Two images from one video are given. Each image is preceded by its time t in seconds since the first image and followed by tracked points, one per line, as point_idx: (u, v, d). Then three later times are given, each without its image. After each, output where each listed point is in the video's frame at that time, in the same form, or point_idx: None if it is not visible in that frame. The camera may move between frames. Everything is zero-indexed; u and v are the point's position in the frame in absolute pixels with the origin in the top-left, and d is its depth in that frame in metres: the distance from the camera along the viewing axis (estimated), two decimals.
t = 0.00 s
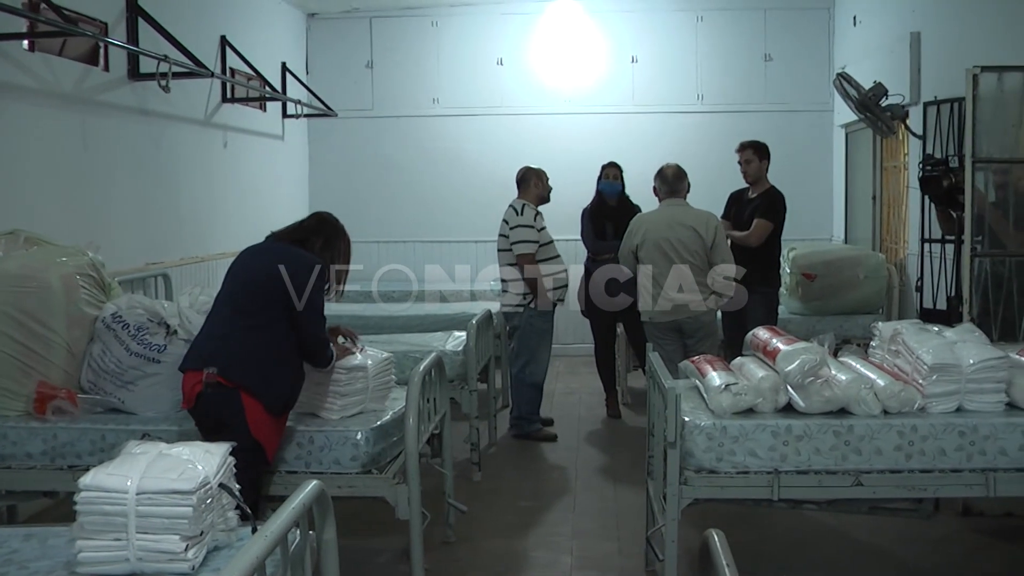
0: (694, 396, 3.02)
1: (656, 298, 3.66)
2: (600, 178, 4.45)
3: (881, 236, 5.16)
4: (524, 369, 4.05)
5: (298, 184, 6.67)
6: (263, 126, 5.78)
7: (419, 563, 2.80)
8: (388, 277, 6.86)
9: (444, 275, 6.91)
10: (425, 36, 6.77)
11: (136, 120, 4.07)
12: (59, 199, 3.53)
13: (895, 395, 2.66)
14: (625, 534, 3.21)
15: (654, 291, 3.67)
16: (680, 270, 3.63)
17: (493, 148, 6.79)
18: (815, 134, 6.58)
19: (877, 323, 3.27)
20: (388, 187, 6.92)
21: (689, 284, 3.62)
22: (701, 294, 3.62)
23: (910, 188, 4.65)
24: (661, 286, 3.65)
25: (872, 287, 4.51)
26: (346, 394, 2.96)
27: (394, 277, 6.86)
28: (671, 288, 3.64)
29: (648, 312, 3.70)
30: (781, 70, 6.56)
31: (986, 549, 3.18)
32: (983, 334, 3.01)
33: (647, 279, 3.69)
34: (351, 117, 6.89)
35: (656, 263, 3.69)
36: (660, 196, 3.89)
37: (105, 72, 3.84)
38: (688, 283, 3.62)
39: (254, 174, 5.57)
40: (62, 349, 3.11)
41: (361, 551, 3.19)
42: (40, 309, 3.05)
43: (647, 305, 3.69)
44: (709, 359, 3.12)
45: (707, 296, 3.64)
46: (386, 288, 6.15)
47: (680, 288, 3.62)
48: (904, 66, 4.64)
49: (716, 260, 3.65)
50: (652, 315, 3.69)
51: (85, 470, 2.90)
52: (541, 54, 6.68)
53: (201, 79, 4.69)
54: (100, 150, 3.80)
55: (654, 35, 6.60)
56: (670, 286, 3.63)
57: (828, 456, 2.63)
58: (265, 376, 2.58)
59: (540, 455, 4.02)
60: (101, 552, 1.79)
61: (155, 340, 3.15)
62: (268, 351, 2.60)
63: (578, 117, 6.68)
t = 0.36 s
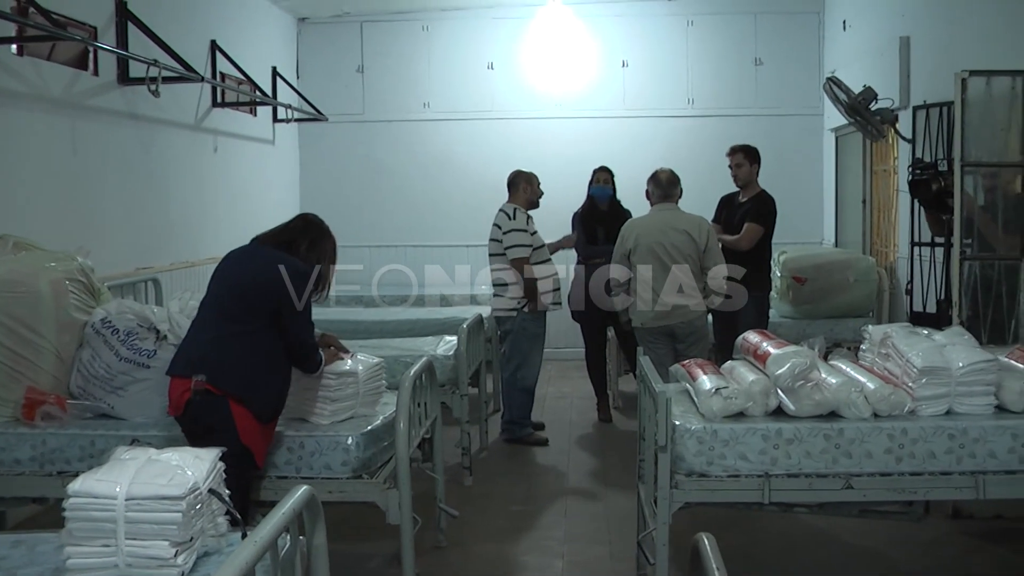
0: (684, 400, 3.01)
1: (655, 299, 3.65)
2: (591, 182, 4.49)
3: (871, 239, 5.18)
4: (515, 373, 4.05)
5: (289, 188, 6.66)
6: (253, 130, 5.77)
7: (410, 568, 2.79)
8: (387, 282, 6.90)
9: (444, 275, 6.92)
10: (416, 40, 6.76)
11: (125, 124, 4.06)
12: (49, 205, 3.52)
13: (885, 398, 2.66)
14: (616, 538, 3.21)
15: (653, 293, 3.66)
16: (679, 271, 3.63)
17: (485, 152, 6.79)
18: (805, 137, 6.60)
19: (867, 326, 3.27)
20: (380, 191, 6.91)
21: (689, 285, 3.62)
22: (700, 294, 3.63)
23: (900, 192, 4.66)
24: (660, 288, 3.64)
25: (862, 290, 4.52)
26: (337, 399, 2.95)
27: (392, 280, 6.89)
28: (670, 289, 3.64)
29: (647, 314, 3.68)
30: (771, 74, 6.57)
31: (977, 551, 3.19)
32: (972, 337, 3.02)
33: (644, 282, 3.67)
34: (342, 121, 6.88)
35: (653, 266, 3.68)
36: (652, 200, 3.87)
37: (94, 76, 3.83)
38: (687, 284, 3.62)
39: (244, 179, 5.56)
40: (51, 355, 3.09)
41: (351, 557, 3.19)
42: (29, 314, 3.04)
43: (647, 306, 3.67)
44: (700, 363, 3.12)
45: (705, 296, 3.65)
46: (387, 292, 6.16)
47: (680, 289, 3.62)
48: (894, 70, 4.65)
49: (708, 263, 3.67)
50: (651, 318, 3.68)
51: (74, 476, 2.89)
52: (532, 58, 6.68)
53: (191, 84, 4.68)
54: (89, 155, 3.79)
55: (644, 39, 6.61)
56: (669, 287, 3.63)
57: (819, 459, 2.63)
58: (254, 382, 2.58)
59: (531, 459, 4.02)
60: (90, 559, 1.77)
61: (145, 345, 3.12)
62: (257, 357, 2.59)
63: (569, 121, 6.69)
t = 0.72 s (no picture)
0: (674, 401, 3.01)
1: (657, 298, 3.64)
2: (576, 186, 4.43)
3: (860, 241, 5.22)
4: (505, 375, 4.05)
5: (278, 190, 6.65)
6: (242, 132, 5.76)
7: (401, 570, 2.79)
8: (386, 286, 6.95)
9: (443, 273, 6.94)
10: (405, 42, 6.76)
11: (114, 127, 4.05)
12: (38, 207, 3.51)
13: (874, 399, 2.66)
14: (607, 539, 3.21)
15: (653, 293, 3.64)
16: (681, 271, 3.64)
17: (475, 153, 6.79)
18: (794, 138, 6.62)
19: (856, 327, 3.26)
20: (371, 193, 6.91)
21: (689, 285, 3.65)
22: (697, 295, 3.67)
23: (888, 192, 4.68)
24: (662, 288, 3.64)
25: (851, 291, 4.53)
26: (325, 402, 2.94)
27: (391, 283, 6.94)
28: (671, 289, 3.64)
29: (647, 313, 3.67)
30: (760, 76, 6.59)
31: (965, 551, 3.20)
32: (960, 337, 3.02)
33: (647, 281, 3.64)
34: (331, 122, 6.88)
35: (655, 265, 3.66)
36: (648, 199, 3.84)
37: (82, 78, 3.82)
38: (688, 284, 3.64)
39: (232, 180, 5.55)
40: (39, 358, 3.09)
41: (341, 559, 3.18)
42: (17, 317, 3.04)
43: (647, 305, 3.66)
44: (689, 364, 3.12)
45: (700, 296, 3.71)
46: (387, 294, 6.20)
47: (681, 289, 3.63)
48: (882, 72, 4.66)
49: (704, 264, 3.71)
50: (650, 317, 3.67)
51: (62, 479, 2.87)
52: (521, 60, 6.69)
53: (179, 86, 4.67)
54: (77, 157, 3.78)
55: (633, 41, 6.61)
56: (671, 287, 3.63)
57: (808, 460, 2.63)
58: (237, 387, 2.57)
59: (522, 461, 4.02)
60: (78, 562, 1.77)
61: (134, 348, 3.13)
62: (242, 361, 2.60)
63: (560, 123, 6.69)
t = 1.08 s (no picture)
0: (659, 403, 3.01)
1: (659, 299, 3.66)
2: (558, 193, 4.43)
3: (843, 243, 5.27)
4: (489, 377, 4.05)
5: (262, 193, 6.63)
6: (226, 134, 5.74)
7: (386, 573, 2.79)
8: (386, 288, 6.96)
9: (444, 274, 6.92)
10: (390, 44, 6.75)
11: (98, 129, 4.04)
12: (21, 210, 3.49)
13: (858, 401, 2.66)
14: (592, 541, 3.21)
15: (654, 294, 3.66)
16: (683, 272, 3.67)
17: (462, 155, 6.79)
18: (779, 141, 6.64)
19: (841, 329, 3.25)
20: (358, 195, 6.89)
21: (689, 285, 3.70)
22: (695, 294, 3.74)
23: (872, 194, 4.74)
24: (665, 288, 3.66)
25: (835, 294, 4.56)
26: (310, 406, 2.93)
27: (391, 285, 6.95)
28: (671, 291, 3.67)
29: (647, 313, 3.68)
30: (744, 78, 6.61)
31: (949, 553, 3.21)
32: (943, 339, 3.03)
33: (650, 282, 3.65)
34: (316, 125, 6.86)
35: (658, 267, 3.67)
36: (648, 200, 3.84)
37: (65, 81, 3.80)
38: (689, 284, 3.70)
39: (216, 183, 5.52)
40: (21, 362, 3.08)
41: (325, 563, 3.17)
42: None
43: (648, 306, 3.67)
44: (674, 367, 3.12)
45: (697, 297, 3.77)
46: (392, 296, 6.22)
47: (681, 291, 3.67)
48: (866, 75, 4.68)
49: (701, 267, 3.75)
50: (649, 318, 3.69)
51: (45, 483, 2.86)
52: (506, 63, 6.69)
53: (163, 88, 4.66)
54: (61, 160, 3.76)
55: (618, 44, 6.63)
56: (671, 289, 3.66)
57: (793, 462, 2.63)
58: (224, 391, 2.56)
59: (507, 463, 4.02)
60: (60, 568, 1.75)
61: (117, 352, 3.09)
62: (229, 365, 2.58)
63: (545, 125, 6.69)
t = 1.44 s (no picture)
0: (641, 405, 2.97)
1: (655, 301, 3.68)
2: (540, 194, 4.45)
3: (826, 244, 5.32)
4: (471, 379, 4.05)
5: (244, 195, 6.60)
6: (208, 136, 5.72)
7: None
8: (388, 288, 6.93)
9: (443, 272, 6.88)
10: (373, 46, 6.75)
11: (79, 131, 4.03)
12: None
13: (840, 403, 2.62)
14: (576, 544, 3.21)
15: (650, 296, 3.67)
16: (680, 274, 3.68)
17: (448, 157, 6.78)
18: (762, 143, 6.66)
19: (821, 332, 3.24)
20: (344, 197, 6.88)
21: (687, 285, 3.72)
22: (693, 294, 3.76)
23: (854, 196, 4.80)
24: (662, 290, 3.67)
25: (818, 295, 4.60)
26: (293, 409, 2.90)
27: (393, 284, 6.92)
28: (667, 293, 3.68)
29: (642, 314, 3.70)
30: (726, 81, 6.63)
31: (932, 554, 3.21)
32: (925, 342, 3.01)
33: (647, 284, 3.66)
34: (299, 127, 6.85)
35: (655, 269, 3.67)
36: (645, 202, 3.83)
37: (45, 82, 3.78)
38: (686, 285, 3.72)
39: (197, 184, 5.50)
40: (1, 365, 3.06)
41: (306, 567, 3.16)
42: None
43: (644, 308, 3.68)
44: (656, 368, 3.08)
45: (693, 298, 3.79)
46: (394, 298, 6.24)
47: (678, 293, 3.68)
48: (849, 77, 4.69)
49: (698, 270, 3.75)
50: (644, 319, 3.71)
51: (25, 487, 2.85)
52: (488, 65, 6.69)
53: (145, 89, 4.64)
54: (41, 161, 3.75)
55: (601, 47, 6.64)
56: (667, 292, 3.67)
57: (775, 464, 2.57)
58: (212, 391, 2.54)
59: (490, 466, 4.02)
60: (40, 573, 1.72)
61: (99, 354, 3.05)
62: (216, 366, 2.56)
63: (529, 128, 6.70)
